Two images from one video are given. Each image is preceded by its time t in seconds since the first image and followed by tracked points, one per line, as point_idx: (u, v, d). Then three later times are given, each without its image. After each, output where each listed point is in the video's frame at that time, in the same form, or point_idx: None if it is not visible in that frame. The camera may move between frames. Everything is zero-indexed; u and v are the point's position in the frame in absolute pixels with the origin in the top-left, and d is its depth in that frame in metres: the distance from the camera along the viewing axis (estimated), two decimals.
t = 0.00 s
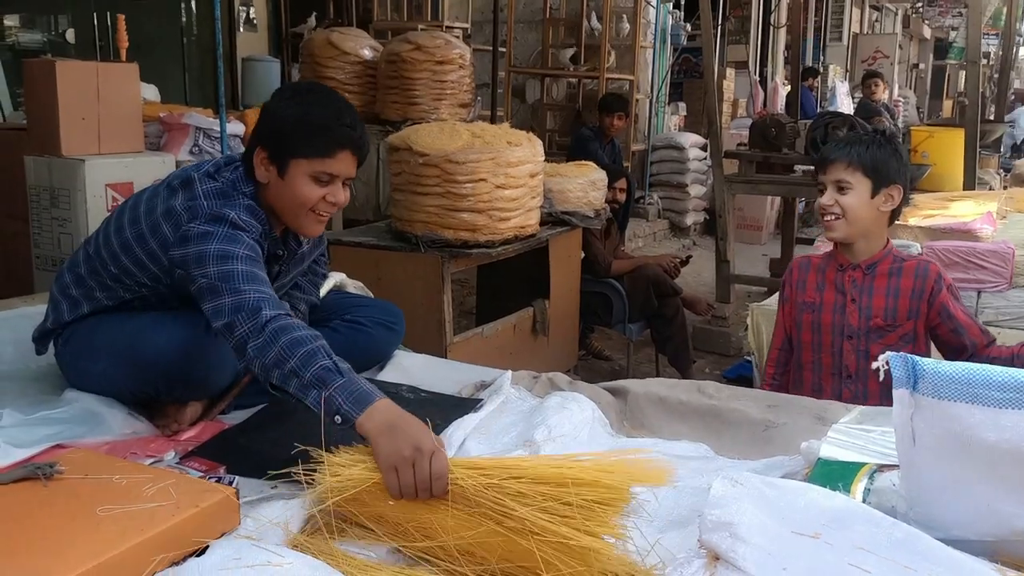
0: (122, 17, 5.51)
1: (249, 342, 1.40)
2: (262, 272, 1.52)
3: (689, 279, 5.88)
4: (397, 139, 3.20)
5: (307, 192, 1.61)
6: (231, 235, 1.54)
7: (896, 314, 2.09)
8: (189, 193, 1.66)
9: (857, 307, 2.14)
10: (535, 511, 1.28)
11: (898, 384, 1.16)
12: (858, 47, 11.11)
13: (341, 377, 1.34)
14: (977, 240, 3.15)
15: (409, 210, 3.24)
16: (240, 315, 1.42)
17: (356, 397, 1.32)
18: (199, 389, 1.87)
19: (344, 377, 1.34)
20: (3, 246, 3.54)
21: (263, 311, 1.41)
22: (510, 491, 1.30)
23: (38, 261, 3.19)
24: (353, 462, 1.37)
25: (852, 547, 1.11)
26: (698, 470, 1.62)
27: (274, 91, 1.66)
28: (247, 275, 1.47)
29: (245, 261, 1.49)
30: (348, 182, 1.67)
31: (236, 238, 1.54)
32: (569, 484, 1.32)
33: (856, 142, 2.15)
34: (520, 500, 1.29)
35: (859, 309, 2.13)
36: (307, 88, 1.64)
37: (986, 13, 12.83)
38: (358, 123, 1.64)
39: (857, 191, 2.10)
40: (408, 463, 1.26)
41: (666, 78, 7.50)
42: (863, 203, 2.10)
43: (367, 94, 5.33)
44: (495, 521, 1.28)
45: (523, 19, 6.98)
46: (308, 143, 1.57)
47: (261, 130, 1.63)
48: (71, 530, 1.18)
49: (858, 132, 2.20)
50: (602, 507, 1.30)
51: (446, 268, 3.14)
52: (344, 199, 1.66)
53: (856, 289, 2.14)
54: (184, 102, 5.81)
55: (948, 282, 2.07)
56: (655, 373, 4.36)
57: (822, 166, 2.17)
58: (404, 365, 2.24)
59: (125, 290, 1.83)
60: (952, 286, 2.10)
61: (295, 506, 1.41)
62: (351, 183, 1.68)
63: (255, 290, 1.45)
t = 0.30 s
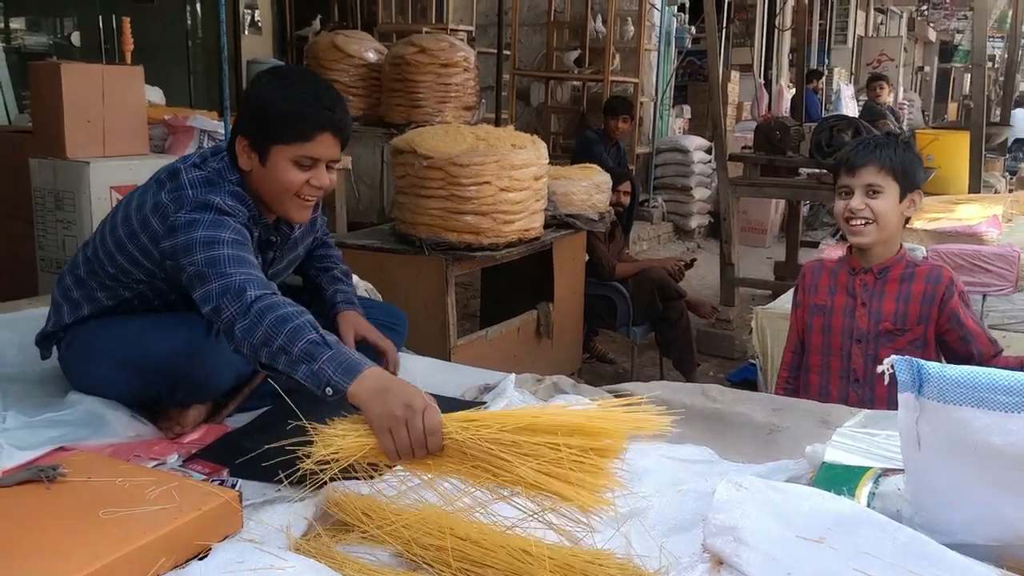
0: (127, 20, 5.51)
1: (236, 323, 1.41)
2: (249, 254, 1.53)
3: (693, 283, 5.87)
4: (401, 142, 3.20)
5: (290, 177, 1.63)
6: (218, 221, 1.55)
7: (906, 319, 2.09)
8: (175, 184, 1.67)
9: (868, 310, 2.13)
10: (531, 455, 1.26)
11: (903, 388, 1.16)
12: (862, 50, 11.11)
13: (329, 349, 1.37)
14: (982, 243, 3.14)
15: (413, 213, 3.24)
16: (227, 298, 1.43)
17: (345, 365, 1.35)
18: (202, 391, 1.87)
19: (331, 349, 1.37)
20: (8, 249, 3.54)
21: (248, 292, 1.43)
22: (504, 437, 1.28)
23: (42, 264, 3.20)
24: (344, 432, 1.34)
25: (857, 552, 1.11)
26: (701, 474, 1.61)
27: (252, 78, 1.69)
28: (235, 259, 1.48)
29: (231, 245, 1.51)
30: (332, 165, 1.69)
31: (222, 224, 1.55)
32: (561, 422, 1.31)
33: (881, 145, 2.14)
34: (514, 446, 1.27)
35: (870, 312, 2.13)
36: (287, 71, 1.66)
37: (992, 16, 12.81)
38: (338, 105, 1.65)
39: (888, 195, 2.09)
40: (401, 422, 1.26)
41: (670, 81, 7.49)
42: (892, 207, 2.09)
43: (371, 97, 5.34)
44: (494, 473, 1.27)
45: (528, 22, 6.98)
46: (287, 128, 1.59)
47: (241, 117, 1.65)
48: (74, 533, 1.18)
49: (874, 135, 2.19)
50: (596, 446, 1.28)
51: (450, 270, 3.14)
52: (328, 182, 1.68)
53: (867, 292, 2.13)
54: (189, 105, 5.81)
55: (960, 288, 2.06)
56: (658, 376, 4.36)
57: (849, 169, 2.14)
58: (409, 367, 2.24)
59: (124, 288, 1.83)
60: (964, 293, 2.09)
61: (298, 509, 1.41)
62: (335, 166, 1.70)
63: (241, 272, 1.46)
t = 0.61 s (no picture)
0: (130, 22, 5.51)
1: (190, 310, 1.42)
2: (215, 237, 1.53)
3: (694, 285, 5.87)
4: (403, 144, 3.20)
5: (270, 164, 1.67)
6: (183, 205, 1.57)
7: (910, 325, 2.08)
8: (147, 170, 1.71)
9: (871, 316, 2.13)
10: (510, 384, 1.28)
11: (905, 393, 1.16)
12: (864, 52, 11.12)
13: (292, 321, 1.38)
14: (984, 246, 3.14)
15: (415, 215, 3.24)
16: (182, 284, 1.44)
17: (309, 333, 1.36)
18: (200, 396, 1.86)
19: (294, 321, 1.38)
20: (10, 251, 3.55)
21: (199, 278, 1.43)
22: (479, 373, 1.29)
23: (45, 266, 3.20)
24: (330, 396, 1.40)
25: (858, 557, 1.11)
26: (702, 477, 1.61)
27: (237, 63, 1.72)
28: (195, 244, 1.49)
29: (195, 227, 1.52)
30: (313, 154, 1.72)
31: (187, 207, 1.56)
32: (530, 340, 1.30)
33: (885, 150, 2.13)
34: (490, 379, 1.29)
35: (873, 318, 2.13)
36: (273, 59, 1.68)
37: (994, 19, 12.81)
38: (322, 95, 1.67)
39: (891, 201, 2.09)
40: (378, 377, 1.30)
41: (672, 83, 7.49)
42: (897, 213, 2.10)
43: (373, 99, 5.34)
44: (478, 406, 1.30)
45: (530, 24, 6.99)
46: (270, 115, 1.62)
47: (224, 101, 1.68)
48: (78, 536, 1.19)
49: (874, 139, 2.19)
50: (570, 362, 1.29)
51: (452, 273, 3.17)
52: (308, 171, 1.71)
53: (871, 299, 2.14)
54: (191, 107, 5.81)
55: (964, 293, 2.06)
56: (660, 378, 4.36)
57: (851, 177, 2.14)
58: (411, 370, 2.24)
59: (115, 286, 1.84)
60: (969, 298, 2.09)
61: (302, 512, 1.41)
62: (317, 155, 1.73)
63: (198, 256, 1.46)
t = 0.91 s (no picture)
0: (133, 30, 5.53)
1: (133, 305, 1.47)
2: (177, 229, 1.60)
3: (695, 292, 5.88)
4: (405, 152, 3.21)
5: (267, 159, 1.68)
6: (159, 190, 1.65)
7: (913, 334, 2.09)
8: (137, 156, 1.80)
9: (874, 324, 2.14)
10: (462, 331, 1.43)
11: (908, 403, 1.17)
12: (865, 60, 11.14)
13: (244, 302, 1.46)
14: (984, 255, 3.15)
15: (418, 222, 3.25)
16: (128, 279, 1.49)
17: (265, 308, 1.46)
18: (204, 402, 1.86)
19: (246, 301, 1.47)
20: (14, 258, 3.56)
21: (140, 275, 1.47)
22: (433, 326, 1.43)
23: (48, 273, 3.21)
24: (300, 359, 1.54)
25: (861, 565, 1.12)
26: (705, 485, 1.62)
27: (243, 57, 1.73)
28: (155, 233, 1.55)
29: (159, 216, 1.58)
30: (309, 151, 1.73)
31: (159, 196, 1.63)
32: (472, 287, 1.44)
33: (875, 161, 2.15)
34: (442, 329, 1.44)
35: (876, 326, 2.14)
36: (278, 56, 1.69)
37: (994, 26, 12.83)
38: (324, 96, 1.68)
39: (876, 212, 2.10)
40: (343, 341, 1.44)
41: (673, 90, 7.51)
42: (883, 224, 2.09)
43: (375, 107, 5.36)
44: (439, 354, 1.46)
45: (531, 31, 7.01)
46: (270, 111, 1.63)
47: (226, 94, 1.69)
48: (85, 544, 1.19)
49: (873, 150, 2.21)
50: (511, 307, 1.44)
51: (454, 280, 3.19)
52: (304, 167, 1.73)
53: (874, 306, 2.14)
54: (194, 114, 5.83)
55: (967, 303, 2.06)
56: (661, 386, 4.36)
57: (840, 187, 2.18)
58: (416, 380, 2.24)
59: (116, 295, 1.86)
60: (972, 308, 2.09)
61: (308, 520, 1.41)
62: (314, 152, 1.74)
63: (149, 247, 1.52)
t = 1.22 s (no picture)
0: (113, 35, 5.49)
1: (117, 318, 1.51)
2: (157, 235, 1.63)
3: (676, 299, 5.91)
4: (388, 158, 3.21)
5: (248, 150, 1.69)
6: (139, 187, 1.64)
7: (886, 341, 2.12)
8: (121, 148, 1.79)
9: (850, 328, 2.16)
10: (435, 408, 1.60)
11: (888, 408, 1.19)
12: (843, 69, 11.27)
13: (238, 349, 1.54)
14: (961, 263, 3.19)
15: (401, 229, 3.25)
16: (111, 290, 1.53)
17: (260, 362, 1.55)
18: (185, 408, 1.84)
19: (241, 349, 1.54)
20: None
21: (129, 291, 1.51)
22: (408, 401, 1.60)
23: (27, 279, 3.18)
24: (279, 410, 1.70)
25: (844, 569, 1.13)
26: (689, 492, 1.62)
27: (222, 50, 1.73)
28: (137, 241, 1.57)
29: (142, 223, 1.60)
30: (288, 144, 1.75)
31: (141, 194, 1.64)
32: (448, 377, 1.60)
33: (853, 167, 2.20)
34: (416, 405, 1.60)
35: (852, 330, 2.16)
36: (257, 50, 1.70)
37: (970, 37, 13.01)
38: (303, 89, 1.71)
39: (852, 215, 2.14)
40: (326, 406, 1.57)
41: (654, 99, 7.56)
42: (859, 227, 2.14)
43: (357, 113, 5.35)
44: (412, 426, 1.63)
45: (513, 39, 7.04)
46: (251, 102, 1.64)
47: (206, 86, 1.69)
48: (70, 551, 1.19)
49: (855, 157, 2.26)
50: (478, 391, 1.59)
51: (437, 287, 3.19)
52: (283, 159, 1.74)
53: (850, 310, 2.16)
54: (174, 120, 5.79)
55: (940, 315, 2.10)
56: (643, 392, 4.37)
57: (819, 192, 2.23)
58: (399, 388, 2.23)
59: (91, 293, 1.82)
60: (945, 321, 2.12)
61: (292, 526, 1.41)
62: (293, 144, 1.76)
63: (134, 255, 1.56)
